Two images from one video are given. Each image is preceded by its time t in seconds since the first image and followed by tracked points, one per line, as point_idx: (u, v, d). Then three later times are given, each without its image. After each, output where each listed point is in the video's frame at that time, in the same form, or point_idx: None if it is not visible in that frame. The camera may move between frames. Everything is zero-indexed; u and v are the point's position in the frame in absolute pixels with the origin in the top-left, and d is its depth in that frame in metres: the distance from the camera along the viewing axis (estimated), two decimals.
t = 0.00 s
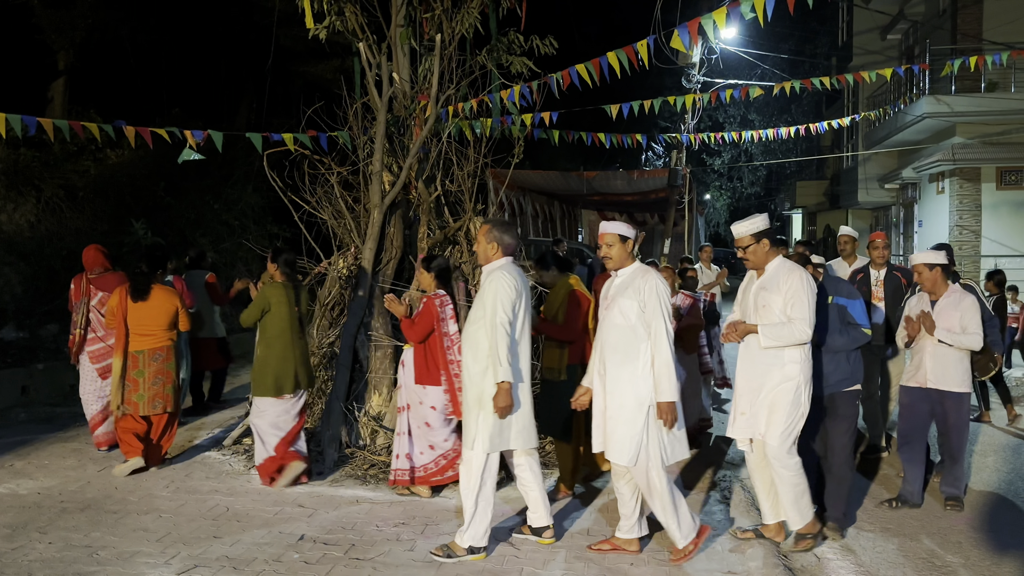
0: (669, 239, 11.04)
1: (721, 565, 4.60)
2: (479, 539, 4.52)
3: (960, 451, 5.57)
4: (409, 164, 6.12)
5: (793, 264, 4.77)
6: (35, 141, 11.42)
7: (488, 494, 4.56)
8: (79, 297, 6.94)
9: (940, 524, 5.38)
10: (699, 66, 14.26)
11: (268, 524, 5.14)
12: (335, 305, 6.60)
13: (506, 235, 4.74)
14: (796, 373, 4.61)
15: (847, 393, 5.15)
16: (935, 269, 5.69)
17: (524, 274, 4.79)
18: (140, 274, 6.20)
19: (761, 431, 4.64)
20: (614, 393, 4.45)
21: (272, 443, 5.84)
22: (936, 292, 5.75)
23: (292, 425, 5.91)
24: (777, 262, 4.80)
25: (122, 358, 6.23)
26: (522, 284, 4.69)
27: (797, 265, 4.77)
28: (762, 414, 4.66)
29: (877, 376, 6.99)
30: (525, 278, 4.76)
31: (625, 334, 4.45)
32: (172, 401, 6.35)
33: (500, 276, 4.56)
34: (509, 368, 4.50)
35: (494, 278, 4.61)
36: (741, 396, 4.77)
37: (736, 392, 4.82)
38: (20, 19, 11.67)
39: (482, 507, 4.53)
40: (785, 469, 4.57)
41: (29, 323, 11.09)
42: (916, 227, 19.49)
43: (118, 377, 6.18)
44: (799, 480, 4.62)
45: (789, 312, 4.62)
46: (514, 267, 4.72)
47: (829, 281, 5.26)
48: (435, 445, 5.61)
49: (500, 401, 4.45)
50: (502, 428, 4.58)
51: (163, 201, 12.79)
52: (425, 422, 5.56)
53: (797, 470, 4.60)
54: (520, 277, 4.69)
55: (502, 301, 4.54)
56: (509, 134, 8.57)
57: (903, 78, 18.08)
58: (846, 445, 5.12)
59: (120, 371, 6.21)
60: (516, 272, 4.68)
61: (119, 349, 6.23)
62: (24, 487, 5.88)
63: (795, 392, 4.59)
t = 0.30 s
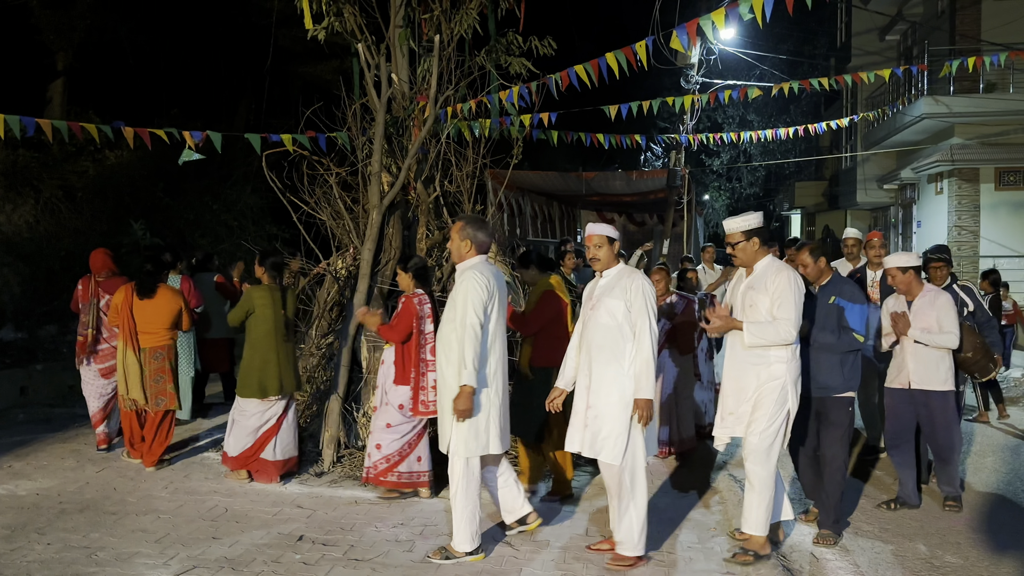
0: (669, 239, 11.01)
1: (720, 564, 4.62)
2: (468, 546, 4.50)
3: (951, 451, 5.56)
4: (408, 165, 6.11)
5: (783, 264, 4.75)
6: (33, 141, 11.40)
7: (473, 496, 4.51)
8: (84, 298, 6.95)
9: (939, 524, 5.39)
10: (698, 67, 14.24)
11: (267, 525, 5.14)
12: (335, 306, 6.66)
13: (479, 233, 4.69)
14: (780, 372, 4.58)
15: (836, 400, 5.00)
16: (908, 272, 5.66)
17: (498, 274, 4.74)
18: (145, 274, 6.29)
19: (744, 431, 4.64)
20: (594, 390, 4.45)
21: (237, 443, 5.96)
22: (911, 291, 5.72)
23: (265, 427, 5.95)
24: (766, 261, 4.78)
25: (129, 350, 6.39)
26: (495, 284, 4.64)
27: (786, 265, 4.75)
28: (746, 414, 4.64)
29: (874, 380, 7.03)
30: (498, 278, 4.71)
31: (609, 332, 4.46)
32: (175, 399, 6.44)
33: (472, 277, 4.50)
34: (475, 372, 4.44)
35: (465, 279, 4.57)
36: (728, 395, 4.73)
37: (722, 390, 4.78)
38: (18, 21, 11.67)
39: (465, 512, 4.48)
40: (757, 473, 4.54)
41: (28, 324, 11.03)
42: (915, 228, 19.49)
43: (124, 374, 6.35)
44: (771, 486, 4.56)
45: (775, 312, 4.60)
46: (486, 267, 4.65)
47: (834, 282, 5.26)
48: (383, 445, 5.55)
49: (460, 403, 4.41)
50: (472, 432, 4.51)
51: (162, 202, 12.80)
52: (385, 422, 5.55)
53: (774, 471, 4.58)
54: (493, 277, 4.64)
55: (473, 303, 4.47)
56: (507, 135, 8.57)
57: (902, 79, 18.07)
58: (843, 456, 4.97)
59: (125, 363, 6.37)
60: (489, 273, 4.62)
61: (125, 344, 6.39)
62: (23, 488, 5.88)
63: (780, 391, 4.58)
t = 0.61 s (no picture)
0: (668, 240, 11.02)
1: (715, 564, 4.63)
2: (467, 548, 4.49)
3: (944, 455, 5.49)
4: (406, 165, 6.11)
5: (775, 267, 4.65)
6: (32, 141, 11.36)
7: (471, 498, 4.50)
8: (90, 292, 7.21)
9: (938, 525, 5.40)
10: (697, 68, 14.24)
11: (266, 526, 5.14)
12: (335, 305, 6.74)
13: (459, 233, 4.63)
14: (763, 378, 4.49)
15: (830, 404, 5.02)
16: (891, 276, 5.60)
17: (481, 274, 4.68)
18: (140, 276, 6.42)
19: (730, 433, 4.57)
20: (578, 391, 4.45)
21: (223, 440, 5.95)
22: (897, 294, 5.69)
23: (252, 424, 5.96)
24: (760, 262, 4.69)
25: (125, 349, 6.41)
26: (478, 285, 4.58)
27: (777, 268, 4.65)
28: (729, 415, 4.60)
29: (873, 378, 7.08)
30: (480, 278, 4.65)
31: (593, 335, 4.49)
32: (172, 399, 6.47)
33: (452, 280, 4.42)
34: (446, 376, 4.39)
35: (445, 280, 4.51)
36: (714, 396, 4.67)
37: (709, 391, 4.72)
38: (17, 22, 11.68)
39: (465, 513, 4.48)
40: (747, 485, 4.47)
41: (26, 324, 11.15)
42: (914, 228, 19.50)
43: (121, 375, 6.36)
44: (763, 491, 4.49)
45: (762, 315, 4.51)
46: (467, 267, 4.58)
47: (835, 283, 5.17)
48: (361, 447, 5.54)
49: (424, 404, 4.38)
50: (454, 434, 4.50)
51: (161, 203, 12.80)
52: (362, 424, 5.52)
53: (763, 478, 4.48)
54: (475, 278, 4.57)
55: (453, 307, 4.39)
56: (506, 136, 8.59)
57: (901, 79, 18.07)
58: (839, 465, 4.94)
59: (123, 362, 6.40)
60: (469, 274, 4.54)
61: (122, 345, 6.41)
62: (22, 489, 5.88)
63: (763, 398, 4.48)
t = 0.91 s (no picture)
0: (667, 241, 11.01)
1: (711, 564, 4.64)
2: (467, 548, 4.49)
3: (937, 463, 5.29)
4: (405, 166, 6.11)
5: (764, 269, 4.59)
6: (31, 143, 11.16)
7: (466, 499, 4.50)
8: (90, 293, 7.32)
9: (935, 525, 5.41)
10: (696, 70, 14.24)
11: (264, 527, 5.14)
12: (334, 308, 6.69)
13: (436, 236, 4.64)
14: (751, 384, 4.47)
15: (824, 407, 4.95)
16: (893, 280, 5.51)
17: (459, 277, 4.66)
18: (132, 278, 6.53)
19: (716, 439, 4.57)
20: (554, 395, 4.41)
21: (200, 446, 6.00)
22: (899, 297, 5.57)
23: (226, 426, 6.06)
24: (749, 263, 4.64)
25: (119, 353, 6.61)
26: (455, 288, 4.56)
27: (765, 269, 4.59)
28: (713, 422, 4.58)
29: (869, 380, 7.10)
30: (458, 281, 4.62)
31: (564, 341, 4.44)
32: (156, 401, 6.68)
33: (427, 281, 4.40)
34: (432, 377, 4.39)
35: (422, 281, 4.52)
36: (697, 400, 4.67)
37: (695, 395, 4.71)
38: (17, 24, 11.70)
39: (462, 514, 4.48)
40: (742, 489, 4.46)
41: (25, 325, 11.23)
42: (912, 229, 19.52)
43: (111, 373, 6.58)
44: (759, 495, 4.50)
45: (750, 320, 4.47)
46: (443, 269, 4.57)
47: (825, 283, 5.15)
48: (336, 451, 5.48)
49: (424, 407, 4.38)
50: (438, 438, 4.47)
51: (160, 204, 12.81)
52: (332, 425, 5.47)
53: (758, 484, 4.48)
54: (452, 281, 4.54)
55: (429, 309, 4.38)
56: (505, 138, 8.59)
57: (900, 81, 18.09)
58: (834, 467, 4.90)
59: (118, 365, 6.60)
60: (445, 276, 4.53)
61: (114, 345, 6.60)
62: (21, 491, 5.88)
63: (751, 404, 4.46)
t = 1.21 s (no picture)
0: (667, 242, 11.00)
1: (708, 564, 4.66)
2: (455, 541, 4.50)
3: (942, 468, 5.14)
4: (405, 168, 6.11)
5: (744, 269, 4.56)
6: (31, 144, 11.42)
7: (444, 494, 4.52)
8: (91, 295, 7.78)
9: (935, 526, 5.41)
10: (695, 71, 14.22)
11: (263, 528, 5.14)
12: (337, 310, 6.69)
13: (407, 238, 4.71)
14: (734, 385, 4.45)
15: (808, 410, 4.92)
16: (913, 278, 5.34)
17: (427, 279, 4.64)
18: (132, 276, 6.60)
19: (694, 443, 4.52)
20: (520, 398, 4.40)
21: (186, 450, 6.06)
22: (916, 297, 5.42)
23: (209, 429, 6.14)
24: (729, 264, 4.62)
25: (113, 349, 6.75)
26: (418, 289, 4.54)
27: (746, 270, 4.56)
28: (694, 425, 4.54)
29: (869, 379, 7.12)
30: (425, 282, 4.61)
31: (528, 343, 4.40)
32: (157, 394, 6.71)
33: (389, 279, 4.41)
34: (394, 373, 4.39)
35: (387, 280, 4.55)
36: (680, 403, 4.66)
37: (678, 397, 4.69)
38: (16, 25, 11.69)
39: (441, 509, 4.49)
40: (736, 491, 4.45)
41: (25, 327, 10.91)
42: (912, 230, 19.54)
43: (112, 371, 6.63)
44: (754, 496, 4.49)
45: (729, 320, 4.44)
46: (411, 270, 4.59)
47: (802, 284, 5.09)
48: (311, 450, 5.61)
49: (388, 404, 4.39)
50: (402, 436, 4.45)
51: (159, 205, 12.81)
52: (307, 423, 5.62)
53: (751, 486, 4.46)
54: (415, 282, 4.54)
55: (389, 307, 4.39)
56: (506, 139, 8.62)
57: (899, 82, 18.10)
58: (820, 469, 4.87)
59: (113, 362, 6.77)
60: (411, 276, 4.53)
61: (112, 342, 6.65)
62: (19, 492, 5.88)
63: (734, 405, 4.44)
